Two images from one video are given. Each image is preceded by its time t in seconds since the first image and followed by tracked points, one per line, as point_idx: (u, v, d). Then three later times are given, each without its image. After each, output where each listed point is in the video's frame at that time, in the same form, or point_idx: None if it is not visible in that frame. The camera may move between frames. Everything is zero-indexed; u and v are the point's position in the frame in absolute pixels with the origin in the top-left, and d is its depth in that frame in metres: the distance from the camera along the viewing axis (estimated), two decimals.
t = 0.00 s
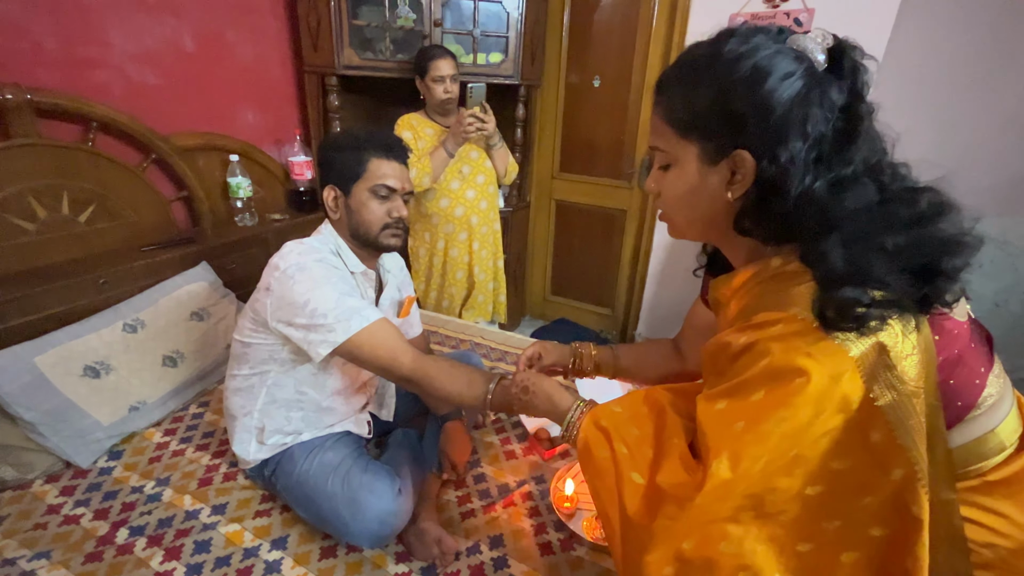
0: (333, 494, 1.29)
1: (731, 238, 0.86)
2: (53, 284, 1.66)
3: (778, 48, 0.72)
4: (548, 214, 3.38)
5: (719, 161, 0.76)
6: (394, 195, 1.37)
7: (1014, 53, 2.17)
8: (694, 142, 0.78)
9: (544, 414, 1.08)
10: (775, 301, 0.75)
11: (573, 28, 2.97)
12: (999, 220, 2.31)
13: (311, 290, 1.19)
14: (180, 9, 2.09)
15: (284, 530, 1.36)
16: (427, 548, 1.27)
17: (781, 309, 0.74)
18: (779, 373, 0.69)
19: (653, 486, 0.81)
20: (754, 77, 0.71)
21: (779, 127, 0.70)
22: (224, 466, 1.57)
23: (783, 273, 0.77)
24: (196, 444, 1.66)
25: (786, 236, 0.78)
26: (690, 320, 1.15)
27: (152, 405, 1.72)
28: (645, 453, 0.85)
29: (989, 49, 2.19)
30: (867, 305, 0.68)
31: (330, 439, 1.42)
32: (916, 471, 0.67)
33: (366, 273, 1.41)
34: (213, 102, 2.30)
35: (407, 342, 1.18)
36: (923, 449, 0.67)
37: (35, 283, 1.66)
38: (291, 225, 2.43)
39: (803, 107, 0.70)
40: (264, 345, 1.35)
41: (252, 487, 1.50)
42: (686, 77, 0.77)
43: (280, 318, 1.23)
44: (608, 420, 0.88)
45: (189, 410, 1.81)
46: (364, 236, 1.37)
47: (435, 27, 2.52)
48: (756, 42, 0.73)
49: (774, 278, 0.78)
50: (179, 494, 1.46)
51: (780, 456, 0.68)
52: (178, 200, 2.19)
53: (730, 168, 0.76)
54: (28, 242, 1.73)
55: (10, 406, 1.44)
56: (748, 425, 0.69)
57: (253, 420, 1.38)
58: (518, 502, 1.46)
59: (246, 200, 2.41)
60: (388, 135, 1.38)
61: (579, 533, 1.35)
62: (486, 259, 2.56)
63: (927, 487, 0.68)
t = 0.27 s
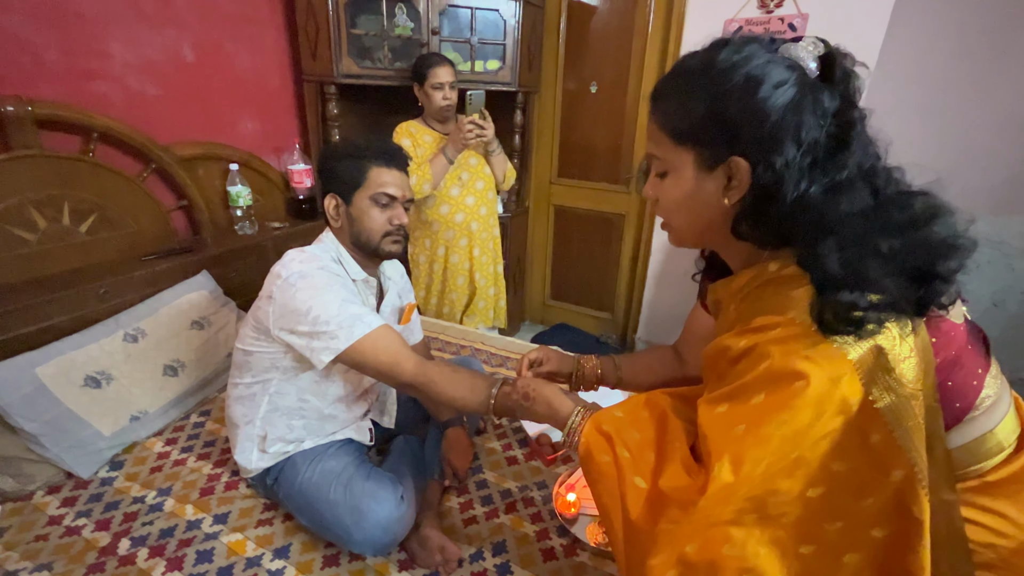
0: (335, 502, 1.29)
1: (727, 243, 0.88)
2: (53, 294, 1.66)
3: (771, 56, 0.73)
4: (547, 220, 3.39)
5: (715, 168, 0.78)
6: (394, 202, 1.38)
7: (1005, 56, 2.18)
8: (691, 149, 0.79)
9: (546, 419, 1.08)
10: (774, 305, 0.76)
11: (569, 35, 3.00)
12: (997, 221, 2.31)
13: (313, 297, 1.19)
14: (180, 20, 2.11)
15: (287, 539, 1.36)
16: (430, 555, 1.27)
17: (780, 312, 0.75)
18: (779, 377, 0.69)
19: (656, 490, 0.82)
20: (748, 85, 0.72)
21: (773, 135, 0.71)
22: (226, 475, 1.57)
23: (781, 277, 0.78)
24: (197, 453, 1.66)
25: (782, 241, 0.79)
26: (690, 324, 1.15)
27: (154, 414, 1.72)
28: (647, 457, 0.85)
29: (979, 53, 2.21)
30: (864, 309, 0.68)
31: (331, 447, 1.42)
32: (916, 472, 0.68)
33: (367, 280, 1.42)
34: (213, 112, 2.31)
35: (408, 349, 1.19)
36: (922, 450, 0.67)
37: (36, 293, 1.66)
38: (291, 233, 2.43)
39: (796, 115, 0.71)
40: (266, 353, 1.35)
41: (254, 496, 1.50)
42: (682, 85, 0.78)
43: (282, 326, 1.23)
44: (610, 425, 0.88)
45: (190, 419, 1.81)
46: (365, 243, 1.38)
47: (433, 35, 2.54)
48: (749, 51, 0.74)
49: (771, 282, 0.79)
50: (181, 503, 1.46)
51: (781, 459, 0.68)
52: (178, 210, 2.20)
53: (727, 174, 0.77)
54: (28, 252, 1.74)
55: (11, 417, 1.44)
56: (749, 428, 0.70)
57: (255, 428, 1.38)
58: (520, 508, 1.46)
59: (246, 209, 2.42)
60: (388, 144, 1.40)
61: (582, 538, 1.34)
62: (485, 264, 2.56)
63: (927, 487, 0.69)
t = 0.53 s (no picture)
0: (337, 506, 1.29)
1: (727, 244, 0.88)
2: (54, 299, 1.66)
3: (772, 58, 0.73)
4: (547, 222, 3.39)
5: (715, 170, 0.78)
6: (394, 205, 1.38)
7: (1004, 57, 2.19)
8: (690, 151, 0.79)
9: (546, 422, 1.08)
10: (775, 306, 0.76)
11: (568, 38, 3.01)
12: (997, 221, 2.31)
13: (314, 301, 1.19)
14: (180, 26, 2.11)
15: (288, 543, 1.36)
16: (432, 559, 1.26)
17: (781, 314, 0.75)
18: (781, 379, 0.69)
19: (658, 493, 0.81)
20: (750, 87, 0.72)
21: (774, 137, 0.71)
22: (227, 479, 1.57)
23: (782, 280, 0.78)
24: (198, 458, 1.66)
25: (783, 243, 0.79)
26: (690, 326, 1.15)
27: (154, 419, 1.71)
28: (648, 459, 0.85)
29: (977, 54, 2.22)
30: (867, 311, 0.68)
31: (333, 451, 1.42)
32: (920, 474, 0.68)
33: (367, 283, 1.42)
34: (213, 116, 2.31)
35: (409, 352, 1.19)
36: (925, 452, 0.67)
37: (36, 299, 1.66)
38: (291, 237, 2.43)
39: (797, 117, 0.71)
40: (266, 357, 1.35)
41: (255, 500, 1.50)
42: (681, 88, 0.78)
43: (283, 330, 1.23)
44: (611, 428, 0.88)
45: (190, 424, 1.81)
46: (365, 247, 1.38)
47: (431, 39, 2.54)
48: (750, 53, 0.74)
49: (772, 284, 0.79)
50: (181, 508, 1.45)
51: (784, 461, 0.68)
52: (178, 214, 2.20)
53: (727, 176, 0.77)
54: (28, 258, 1.74)
55: (12, 422, 1.44)
56: (751, 431, 0.70)
57: (255, 433, 1.38)
58: (522, 511, 1.46)
59: (246, 213, 2.42)
60: (388, 147, 1.40)
61: (584, 541, 1.34)
62: (486, 267, 2.56)
63: (931, 490, 0.68)
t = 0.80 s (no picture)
0: (338, 507, 1.28)
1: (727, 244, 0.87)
2: (54, 301, 1.66)
3: (773, 58, 0.73)
4: (547, 223, 3.39)
5: (716, 170, 0.77)
6: (394, 206, 1.38)
7: (1004, 56, 2.19)
8: (692, 151, 0.78)
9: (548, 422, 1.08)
10: (779, 307, 0.76)
11: (568, 38, 3.00)
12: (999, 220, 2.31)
13: (314, 301, 1.19)
14: (181, 27, 2.11)
15: (289, 545, 1.35)
16: (433, 560, 1.26)
17: (785, 315, 0.74)
18: (786, 381, 0.69)
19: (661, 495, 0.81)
20: (751, 87, 0.72)
21: (776, 137, 0.71)
22: (227, 481, 1.57)
23: (785, 280, 0.78)
24: (198, 459, 1.66)
25: (785, 243, 0.79)
26: (691, 326, 1.15)
27: (155, 421, 1.71)
28: (650, 461, 0.84)
29: (978, 54, 2.22)
30: (871, 311, 0.68)
31: (334, 453, 1.41)
32: (925, 476, 0.68)
33: (368, 283, 1.41)
34: (213, 117, 2.31)
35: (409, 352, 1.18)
36: (931, 454, 0.67)
37: (37, 300, 1.66)
38: (291, 238, 2.43)
39: (799, 116, 0.71)
40: (267, 358, 1.35)
41: (255, 501, 1.50)
42: (682, 88, 0.78)
43: (284, 331, 1.23)
44: (613, 430, 0.88)
45: (190, 425, 1.81)
46: (366, 248, 1.38)
47: (432, 39, 2.54)
48: (751, 53, 0.74)
49: (775, 284, 0.79)
50: (182, 510, 1.45)
51: (788, 463, 0.68)
52: (178, 215, 2.20)
53: (728, 176, 0.77)
54: (28, 259, 1.73)
55: (12, 424, 1.44)
56: (755, 434, 0.69)
57: (256, 434, 1.38)
58: (523, 512, 1.45)
59: (246, 214, 2.41)
60: (388, 148, 1.40)
61: (586, 542, 1.33)
62: (487, 268, 2.56)
63: (937, 491, 0.68)
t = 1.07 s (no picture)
0: (340, 507, 1.28)
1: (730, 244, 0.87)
2: (55, 299, 1.65)
3: (776, 55, 0.72)
4: (548, 222, 3.38)
5: (719, 169, 0.77)
6: (395, 204, 1.37)
7: (1009, 54, 2.18)
8: (695, 150, 0.78)
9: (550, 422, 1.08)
10: (783, 307, 0.75)
11: (570, 37, 3.00)
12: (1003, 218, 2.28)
13: (316, 299, 1.19)
14: (181, 25, 2.11)
15: (290, 544, 1.35)
16: (434, 559, 1.25)
17: (789, 315, 0.74)
18: (790, 382, 0.68)
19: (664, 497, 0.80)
20: (754, 84, 0.71)
21: (779, 135, 0.70)
22: (228, 480, 1.56)
23: (789, 280, 0.77)
24: (199, 458, 1.65)
25: (788, 242, 0.78)
26: (693, 326, 1.15)
27: (156, 419, 1.71)
28: (653, 463, 0.84)
29: (983, 51, 2.21)
30: (877, 311, 0.67)
31: (335, 452, 1.41)
32: (932, 477, 0.67)
33: (369, 282, 1.41)
34: (214, 116, 2.31)
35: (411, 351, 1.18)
36: (938, 455, 0.66)
37: (37, 298, 1.66)
38: (291, 237, 2.42)
39: (803, 114, 0.70)
40: (268, 357, 1.34)
41: (256, 500, 1.50)
42: (685, 86, 0.77)
43: (285, 329, 1.23)
44: (615, 431, 0.87)
45: (191, 424, 1.81)
46: (368, 246, 1.37)
47: (433, 38, 2.53)
48: (753, 50, 0.74)
49: (779, 284, 0.78)
50: (183, 509, 1.45)
51: (793, 464, 0.67)
52: (179, 214, 2.20)
53: (732, 174, 0.76)
54: (28, 258, 1.73)
55: (13, 422, 1.44)
56: (760, 435, 0.69)
57: (257, 433, 1.37)
58: (525, 511, 1.45)
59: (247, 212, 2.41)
60: (389, 146, 1.39)
61: (587, 541, 1.33)
62: (489, 267, 2.56)
63: (944, 493, 0.67)
